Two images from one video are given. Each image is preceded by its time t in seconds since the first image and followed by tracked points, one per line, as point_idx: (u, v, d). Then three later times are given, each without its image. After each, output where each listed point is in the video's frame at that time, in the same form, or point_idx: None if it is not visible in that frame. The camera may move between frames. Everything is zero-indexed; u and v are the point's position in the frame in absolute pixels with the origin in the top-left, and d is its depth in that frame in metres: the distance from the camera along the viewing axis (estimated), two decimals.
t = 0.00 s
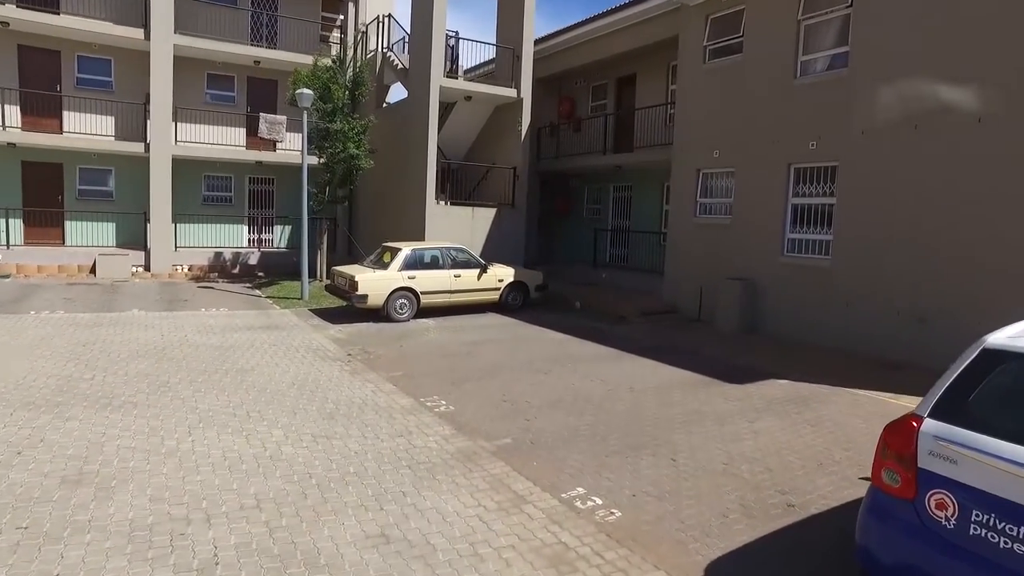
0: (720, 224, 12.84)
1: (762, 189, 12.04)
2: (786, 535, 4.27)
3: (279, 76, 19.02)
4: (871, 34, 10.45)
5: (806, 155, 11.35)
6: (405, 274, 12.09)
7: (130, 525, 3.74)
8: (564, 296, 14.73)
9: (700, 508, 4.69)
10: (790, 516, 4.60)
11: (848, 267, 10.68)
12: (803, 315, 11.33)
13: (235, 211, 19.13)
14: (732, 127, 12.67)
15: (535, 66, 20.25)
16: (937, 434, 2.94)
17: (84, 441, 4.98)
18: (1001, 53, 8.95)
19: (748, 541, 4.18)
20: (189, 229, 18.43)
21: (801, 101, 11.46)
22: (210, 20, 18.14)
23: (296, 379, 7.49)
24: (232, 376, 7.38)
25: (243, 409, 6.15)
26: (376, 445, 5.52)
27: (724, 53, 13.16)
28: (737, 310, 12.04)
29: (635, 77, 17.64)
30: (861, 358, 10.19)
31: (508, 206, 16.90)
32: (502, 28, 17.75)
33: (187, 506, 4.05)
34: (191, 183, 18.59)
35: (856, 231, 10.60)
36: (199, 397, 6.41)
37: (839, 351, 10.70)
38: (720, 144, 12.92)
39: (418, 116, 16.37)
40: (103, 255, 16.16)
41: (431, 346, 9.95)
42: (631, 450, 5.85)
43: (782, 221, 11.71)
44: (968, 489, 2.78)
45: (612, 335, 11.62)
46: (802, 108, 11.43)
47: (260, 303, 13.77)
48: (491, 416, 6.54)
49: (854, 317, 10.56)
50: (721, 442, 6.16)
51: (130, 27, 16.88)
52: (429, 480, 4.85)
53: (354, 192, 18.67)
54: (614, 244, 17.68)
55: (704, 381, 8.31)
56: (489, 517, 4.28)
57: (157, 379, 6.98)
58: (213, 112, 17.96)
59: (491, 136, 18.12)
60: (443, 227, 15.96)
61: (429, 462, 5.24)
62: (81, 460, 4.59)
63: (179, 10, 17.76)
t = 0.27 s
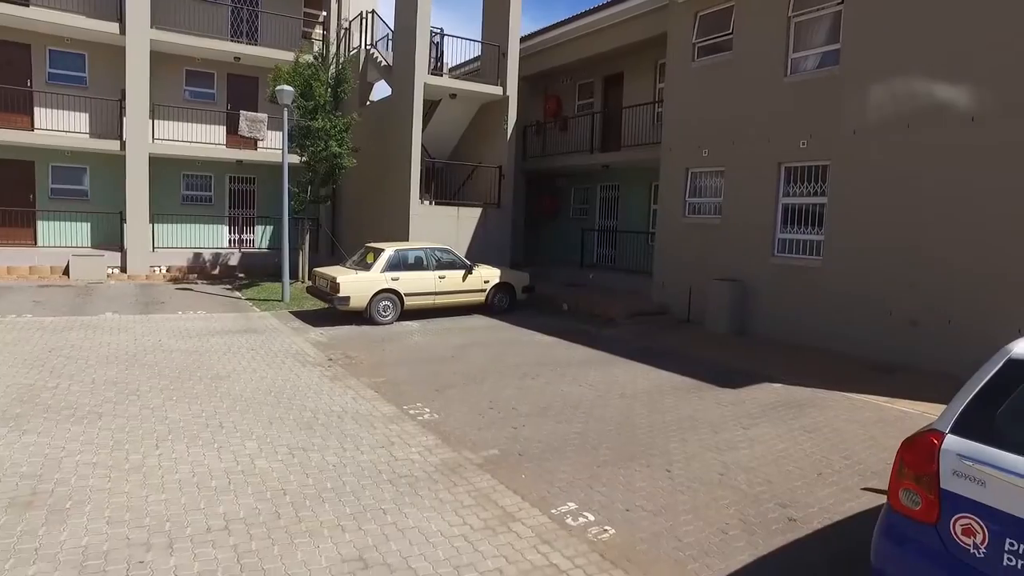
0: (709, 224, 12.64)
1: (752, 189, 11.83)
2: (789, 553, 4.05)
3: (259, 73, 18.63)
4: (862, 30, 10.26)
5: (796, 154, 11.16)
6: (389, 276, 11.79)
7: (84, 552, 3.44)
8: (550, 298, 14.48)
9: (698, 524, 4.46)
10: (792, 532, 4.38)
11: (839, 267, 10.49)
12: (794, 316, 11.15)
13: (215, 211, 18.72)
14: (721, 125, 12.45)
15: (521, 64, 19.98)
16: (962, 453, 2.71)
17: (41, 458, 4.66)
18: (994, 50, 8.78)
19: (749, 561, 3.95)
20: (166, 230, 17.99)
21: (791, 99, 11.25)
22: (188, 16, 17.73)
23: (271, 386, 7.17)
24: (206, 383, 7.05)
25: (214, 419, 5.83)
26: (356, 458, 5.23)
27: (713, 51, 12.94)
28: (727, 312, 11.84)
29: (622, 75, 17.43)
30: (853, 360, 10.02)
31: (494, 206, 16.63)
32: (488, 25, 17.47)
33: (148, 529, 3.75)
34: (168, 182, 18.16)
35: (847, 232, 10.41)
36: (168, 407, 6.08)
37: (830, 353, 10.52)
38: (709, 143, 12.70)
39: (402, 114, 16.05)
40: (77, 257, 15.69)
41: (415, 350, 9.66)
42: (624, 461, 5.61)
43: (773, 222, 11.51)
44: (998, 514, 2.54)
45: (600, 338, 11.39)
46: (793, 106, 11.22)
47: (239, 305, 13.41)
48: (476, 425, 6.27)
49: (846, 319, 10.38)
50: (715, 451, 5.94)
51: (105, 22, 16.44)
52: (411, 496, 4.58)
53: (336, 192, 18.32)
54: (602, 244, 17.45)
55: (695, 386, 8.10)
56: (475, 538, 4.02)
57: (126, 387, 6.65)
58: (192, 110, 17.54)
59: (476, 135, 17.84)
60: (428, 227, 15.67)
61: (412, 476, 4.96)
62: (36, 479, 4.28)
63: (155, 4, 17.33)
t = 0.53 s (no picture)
0: (702, 224, 12.41)
1: (746, 188, 11.62)
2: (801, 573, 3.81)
3: (242, 70, 18.26)
4: (858, 26, 10.06)
5: (791, 152, 10.95)
6: (375, 277, 11.48)
7: None
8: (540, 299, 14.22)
9: (702, 541, 4.21)
10: (801, 549, 4.14)
11: (835, 268, 10.29)
12: (789, 318, 10.94)
13: (197, 211, 18.32)
14: (715, 123, 12.22)
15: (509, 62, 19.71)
16: (1003, 474, 2.46)
17: None
18: (993, 46, 8.58)
19: None
20: (147, 230, 17.58)
21: (786, 96, 11.04)
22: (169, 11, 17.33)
23: (250, 393, 6.85)
24: (181, 391, 6.72)
25: (189, 430, 5.51)
26: (339, 471, 4.94)
27: (705, 47, 12.72)
28: (721, 313, 11.62)
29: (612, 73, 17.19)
30: (849, 362, 9.83)
31: (482, 206, 16.35)
32: (476, 22, 17.18)
33: (110, 556, 3.44)
34: (149, 181, 17.74)
35: (844, 231, 10.21)
36: (140, 417, 5.75)
37: (825, 355, 10.33)
38: (702, 141, 12.47)
39: (388, 112, 15.73)
40: (53, 258, 15.27)
41: (402, 353, 9.37)
42: (621, 472, 5.36)
43: (767, 221, 11.31)
44: None
45: (592, 340, 11.14)
46: (787, 103, 11.01)
47: (221, 308, 13.06)
48: (466, 435, 5.99)
49: (842, 320, 10.19)
50: (715, 461, 5.71)
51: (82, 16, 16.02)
52: (398, 514, 4.29)
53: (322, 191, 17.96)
54: (592, 245, 17.23)
55: (691, 391, 7.87)
56: (465, 560, 3.75)
57: (96, 395, 6.31)
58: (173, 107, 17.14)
59: (464, 133, 17.55)
60: (415, 227, 15.37)
61: (398, 491, 4.68)
62: None
63: None
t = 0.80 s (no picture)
0: (695, 224, 12.20)
1: (740, 188, 11.41)
2: None
3: (225, 67, 17.87)
4: (855, 23, 9.86)
5: (787, 151, 10.75)
6: (361, 279, 11.16)
7: None
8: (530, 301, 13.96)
9: (712, 562, 3.95)
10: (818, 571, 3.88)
11: (833, 269, 10.09)
12: (785, 320, 10.74)
13: (178, 210, 17.92)
14: (708, 121, 12.01)
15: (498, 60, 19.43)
16: None
17: None
18: (994, 44, 8.39)
19: None
20: (126, 230, 17.14)
21: (781, 95, 10.84)
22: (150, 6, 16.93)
23: (231, 403, 6.53)
24: (157, 400, 6.39)
25: (164, 443, 5.19)
26: (324, 489, 4.64)
27: (698, 45, 12.50)
28: (716, 316, 11.40)
29: (602, 71, 16.96)
30: (846, 365, 9.63)
31: (471, 205, 16.07)
32: (464, 19, 16.89)
33: None
34: (129, 180, 17.30)
35: (840, 232, 10.02)
36: (111, 429, 5.42)
37: (822, 358, 10.13)
38: (694, 140, 12.25)
39: (375, 110, 15.40)
40: (28, 259, 14.81)
41: (389, 358, 9.06)
42: (621, 485, 5.09)
43: (762, 222, 11.11)
44: None
45: (584, 343, 10.88)
46: (782, 102, 10.81)
47: (202, 310, 12.69)
48: (458, 446, 5.71)
49: (839, 323, 10.00)
50: (718, 472, 5.46)
51: (58, 10, 15.58)
52: (386, 536, 4.00)
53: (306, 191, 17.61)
54: (582, 246, 17.00)
55: (689, 397, 7.63)
56: None
57: (64, 406, 5.97)
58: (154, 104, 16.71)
59: (452, 133, 17.25)
60: (402, 227, 15.06)
61: (386, 510, 4.38)
62: None
63: None
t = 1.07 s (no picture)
0: (689, 225, 11.98)
1: (735, 187, 11.20)
2: None
3: (208, 63, 17.50)
4: (852, 19, 9.66)
5: (783, 151, 10.55)
6: (347, 281, 10.86)
7: None
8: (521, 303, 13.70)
9: None
10: None
11: (830, 271, 9.89)
12: (782, 322, 10.54)
13: (160, 211, 17.52)
14: (702, 120, 11.79)
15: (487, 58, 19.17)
16: None
17: None
18: (995, 40, 8.20)
19: None
20: (106, 231, 16.73)
21: (776, 93, 10.64)
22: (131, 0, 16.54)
23: (210, 412, 6.22)
24: (131, 410, 6.06)
25: (136, 458, 4.87)
26: (307, 507, 4.35)
27: (691, 42, 12.27)
28: (711, 318, 11.19)
29: (593, 69, 16.74)
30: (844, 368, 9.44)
31: (460, 206, 15.79)
32: (453, 15, 16.60)
33: None
34: (108, 179, 16.87)
35: (838, 233, 9.82)
36: (80, 443, 5.10)
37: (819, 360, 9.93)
38: (688, 140, 12.03)
39: (362, 108, 15.08)
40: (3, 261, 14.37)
41: (377, 363, 8.77)
42: (622, 500, 4.83)
43: (757, 222, 10.89)
44: None
45: (577, 347, 10.63)
46: (778, 100, 10.61)
47: (184, 313, 12.33)
48: (449, 459, 5.44)
49: (837, 325, 9.80)
50: (722, 484, 5.21)
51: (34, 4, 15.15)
52: (373, 561, 3.72)
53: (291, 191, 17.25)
54: (573, 246, 16.76)
55: (687, 404, 7.39)
56: None
57: (31, 417, 5.63)
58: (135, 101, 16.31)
59: (441, 131, 16.96)
60: (390, 228, 14.76)
61: (373, 531, 4.10)
62: None
63: None
